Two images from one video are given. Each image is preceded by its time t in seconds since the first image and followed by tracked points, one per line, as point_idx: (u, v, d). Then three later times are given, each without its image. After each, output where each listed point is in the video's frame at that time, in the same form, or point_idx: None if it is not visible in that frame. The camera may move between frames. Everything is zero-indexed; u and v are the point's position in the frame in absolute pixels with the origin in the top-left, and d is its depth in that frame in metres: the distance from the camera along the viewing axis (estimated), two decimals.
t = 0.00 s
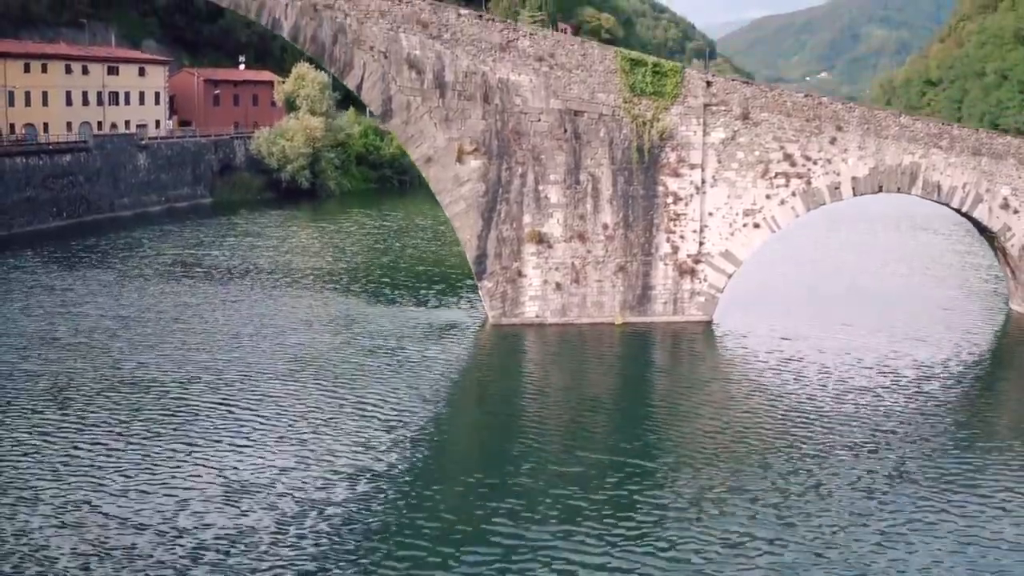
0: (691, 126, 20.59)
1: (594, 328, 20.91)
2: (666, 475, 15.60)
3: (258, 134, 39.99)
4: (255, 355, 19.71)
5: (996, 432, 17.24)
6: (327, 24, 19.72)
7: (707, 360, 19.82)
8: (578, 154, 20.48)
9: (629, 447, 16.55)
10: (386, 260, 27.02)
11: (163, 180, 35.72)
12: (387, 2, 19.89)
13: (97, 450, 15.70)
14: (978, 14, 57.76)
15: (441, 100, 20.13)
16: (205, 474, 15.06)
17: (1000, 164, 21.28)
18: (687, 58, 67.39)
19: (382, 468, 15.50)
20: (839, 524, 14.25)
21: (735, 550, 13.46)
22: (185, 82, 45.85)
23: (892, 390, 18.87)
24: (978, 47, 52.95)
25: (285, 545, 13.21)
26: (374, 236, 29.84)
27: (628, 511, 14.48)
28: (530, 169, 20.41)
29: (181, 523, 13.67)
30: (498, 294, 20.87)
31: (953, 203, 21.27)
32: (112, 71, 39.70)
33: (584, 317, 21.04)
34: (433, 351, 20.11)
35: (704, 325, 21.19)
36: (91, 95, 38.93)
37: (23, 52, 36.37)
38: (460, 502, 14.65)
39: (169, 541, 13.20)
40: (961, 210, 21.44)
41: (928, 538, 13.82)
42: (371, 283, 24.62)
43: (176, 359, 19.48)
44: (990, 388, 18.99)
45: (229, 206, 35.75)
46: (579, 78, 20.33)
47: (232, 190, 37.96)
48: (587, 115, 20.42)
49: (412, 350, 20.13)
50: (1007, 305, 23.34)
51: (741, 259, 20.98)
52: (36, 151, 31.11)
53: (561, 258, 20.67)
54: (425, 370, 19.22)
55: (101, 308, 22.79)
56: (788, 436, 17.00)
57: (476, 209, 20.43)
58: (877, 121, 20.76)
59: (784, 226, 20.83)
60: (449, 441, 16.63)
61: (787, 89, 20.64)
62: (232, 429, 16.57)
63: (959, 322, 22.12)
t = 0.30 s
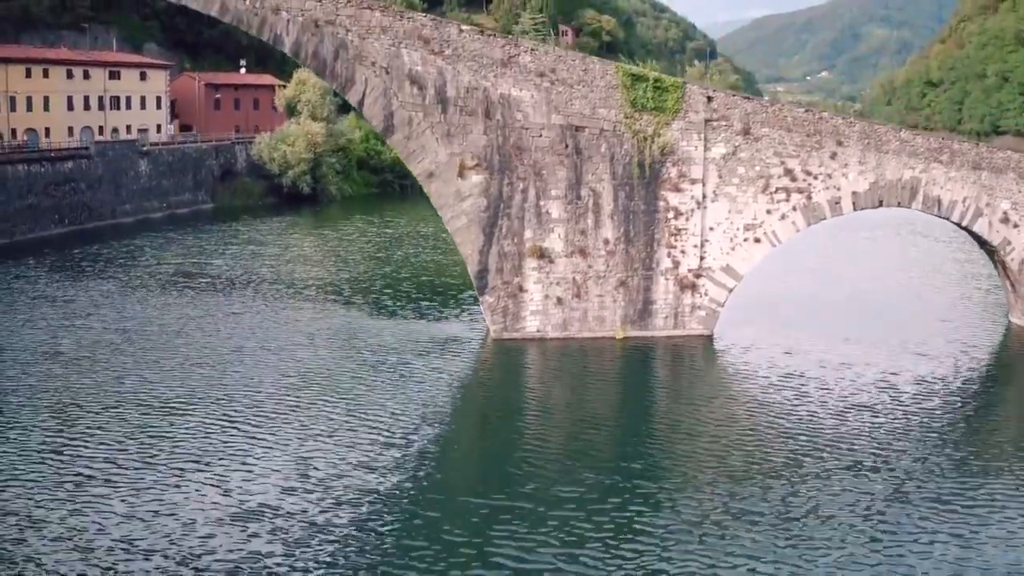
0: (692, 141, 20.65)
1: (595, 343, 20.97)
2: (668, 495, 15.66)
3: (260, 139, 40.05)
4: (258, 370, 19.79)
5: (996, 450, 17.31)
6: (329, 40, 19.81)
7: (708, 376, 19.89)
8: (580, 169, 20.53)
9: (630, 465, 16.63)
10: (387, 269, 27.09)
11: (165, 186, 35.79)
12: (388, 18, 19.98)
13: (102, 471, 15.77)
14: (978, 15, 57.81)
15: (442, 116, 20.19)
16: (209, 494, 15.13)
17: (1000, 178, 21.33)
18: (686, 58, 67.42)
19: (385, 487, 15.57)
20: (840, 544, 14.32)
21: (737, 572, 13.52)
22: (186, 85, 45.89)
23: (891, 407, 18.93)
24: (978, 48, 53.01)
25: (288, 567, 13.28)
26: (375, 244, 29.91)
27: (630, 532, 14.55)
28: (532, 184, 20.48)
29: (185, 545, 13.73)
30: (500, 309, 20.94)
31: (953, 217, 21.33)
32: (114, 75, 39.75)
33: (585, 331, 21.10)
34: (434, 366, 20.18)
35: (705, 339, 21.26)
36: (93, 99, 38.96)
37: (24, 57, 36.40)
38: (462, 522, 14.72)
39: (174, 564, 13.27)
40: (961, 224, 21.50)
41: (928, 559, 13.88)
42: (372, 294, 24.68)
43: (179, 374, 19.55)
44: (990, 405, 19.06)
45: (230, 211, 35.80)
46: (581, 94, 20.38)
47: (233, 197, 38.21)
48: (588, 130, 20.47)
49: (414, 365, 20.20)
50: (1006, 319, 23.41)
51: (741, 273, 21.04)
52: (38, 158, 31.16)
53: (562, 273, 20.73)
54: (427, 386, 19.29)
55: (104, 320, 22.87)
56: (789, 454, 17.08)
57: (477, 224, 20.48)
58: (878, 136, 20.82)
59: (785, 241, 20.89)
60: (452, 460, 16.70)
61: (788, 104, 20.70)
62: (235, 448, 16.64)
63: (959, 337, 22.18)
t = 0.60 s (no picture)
0: (693, 153, 20.68)
1: (595, 354, 21.01)
2: (668, 510, 15.70)
3: (260, 143, 40.08)
4: (260, 382, 19.86)
5: (996, 464, 17.34)
6: (330, 52, 20.00)
7: (708, 388, 19.94)
8: (580, 181, 20.58)
9: (632, 480, 16.66)
10: (388, 276, 27.11)
11: (165, 191, 35.87)
12: (389, 29, 20.12)
13: (105, 486, 15.85)
14: (979, 16, 57.79)
15: (443, 128, 20.26)
16: (212, 509, 15.20)
17: (1000, 189, 21.33)
18: (687, 58, 67.61)
19: (386, 503, 15.62)
20: (839, 559, 14.37)
21: None
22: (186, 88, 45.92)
23: (892, 420, 18.96)
24: (978, 49, 52.99)
25: None
26: (376, 250, 29.95)
27: (629, 547, 14.60)
28: (532, 196, 20.52)
29: (188, 561, 13.81)
30: (501, 320, 20.98)
31: (953, 228, 21.35)
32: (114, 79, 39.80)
33: (586, 342, 21.14)
34: (435, 378, 20.23)
35: (705, 350, 21.29)
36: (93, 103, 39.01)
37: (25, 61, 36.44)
38: (463, 538, 14.76)
39: None
40: (962, 235, 21.51)
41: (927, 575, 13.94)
42: (373, 302, 24.74)
43: (182, 387, 19.65)
44: (990, 418, 19.08)
45: (230, 216, 35.81)
46: (582, 105, 20.42)
47: (234, 201, 38.10)
48: (589, 141, 20.51)
49: (415, 377, 20.25)
50: (1006, 329, 23.45)
51: (741, 284, 21.06)
52: (40, 164, 31.22)
53: (563, 284, 20.78)
54: (428, 399, 19.34)
55: (106, 330, 22.98)
56: (789, 467, 17.14)
57: (478, 235, 20.53)
58: (878, 147, 20.84)
59: (785, 252, 20.92)
60: (453, 476, 16.73)
61: (788, 115, 20.72)
62: (237, 462, 16.72)
63: (959, 349, 22.21)
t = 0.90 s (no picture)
0: (693, 168, 20.72)
1: (595, 368, 21.06)
2: (669, 530, 15.75)
3: (261, 149, 40.15)
4: (261, 398, 19.92)
5: (996, 483, 17.38)
6: (331, 68, 20.06)
7: (709, 404, 20.00)
8: (581, 196, 20.61)
9: (632, 500, 16.70)
10: (388, 286, 27.16)
11: (166, 197, 35.91)
12: (390, 45, 20.17)
13: (108, 506, 15.90)
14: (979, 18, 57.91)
15: (444, 143, 20.31)
16: (215, 531, 15.27)
17: (1000, 203, 21.34)
18: (687, 59, 67.95)
19: (388, 524, 15.67)
20: None
21: None
22: (186, 92, 45.95)
23: (892, 437, 19.02)
24: (979, 51, 53.20)
25: None
26: (376, 259, 30.01)
27: (631, 568, 14.65)
28: (533, 211, 20.56)
29: None
30: (502, 335, 21.02)
31: (954, 242, 21.37)
32: (114, 84, 39.84)
33: (587, 357, 21.19)
34: (436, 393, 20.28)
35: (705, 365, 21.34)
36: (93, 108, 39.03)
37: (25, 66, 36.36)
38: (465, 560, 14.81)
39: None
40: (962, 249, 21.54)
41: None
42: (375, 314, 24.81)
43: (184, 403, 19.71)
44: (989, 435, 19.12)
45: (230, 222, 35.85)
46: (583, 121, 20.46)
47: (234, 207, 38.26)
48: (589, 157, 20.54)
49: (416, 393, 20.29)
50: (1005, 342, 23.53)
51: (742, 298, 21.10)
52: (40, 171, 31.25)
53: (564, 298, 20.83)
54: (430, 415, 19.40)
55: (109, 343, 23.03)
56: (789, 486, 17.19)
57: (479, 250, 20.57)
58: (878, 162, 20.87)
59: (785, 266, 20.96)
60: (454, 495, 16.78)
61: (789, 130, 20.75)
62: (239, 482, 16.77)
63: (957, 364, 22.26)
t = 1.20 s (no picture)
0: (694, 181, 20.75)
1: (596, 381, 21.09)
2: (669, 547, 15.79)
3: (262, 155, 40.27)
4: (262, 412, 19.98)
5: (996, 499, 17.41)
6: (332, 81, 20.20)
7: (709, 418, 20.05)
8: (581, 209, 20.64)
9: (632, 516, 16.74)
10: (389, 295, 27.19)
11: (167, 202, 35.97)
12: (391, 58, 20.23)
13: (110, 523, 15.95)
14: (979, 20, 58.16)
15: (445, 156, 20.34)
16: (217, 548, 15.32)
17: (1000, 216, 21.34)
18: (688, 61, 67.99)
19: (390, 542, 15.72)
20: None
21: None
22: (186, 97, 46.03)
23: (891, 452, 19.05)
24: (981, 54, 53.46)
25: None
26: (377, 266, 30.07)
27: None
28: (534, 224, 20.59)
29: None
30: (502, 347, 21.06)
31: (954, 254, 21.38)
32: (115, 88, 39.88)
33: (587, 369, 21.23)
34: (436, 407, 20.32)
35: (706, 377, 21.36)
36: (94, 113, 39.06)
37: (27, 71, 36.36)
38: None
39: None
40: (962, 261, 21.54)
41: None
42: (377, 324, 24.87)
43: (185, 417, 19.77)
44: (989, 450, 19.15)
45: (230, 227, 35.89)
46: (583, 134, 20.48)
47: (235, 211, 38.34)
48: (589, 170, 20.57)
49: (418, 406, 20.33)
50: (1005, 353, 23.58)
51: (742, 310, 21.12)
52: (42, 178, 31.30)
53: (564, 311, 20.86)
54: (431, 430, 19.44)
55: (110, 354, 23.09)
56: (788, 501, 17.24)
57: (480, 263, 20.61)
58: (878, 174, 20.89)
59: (785, 279, 20.97)
60: (455, 512, 16.82)
61: (789, 143, 20.76)
62: (240, 498, 16.82)
63: (958, 376, 22.28)
